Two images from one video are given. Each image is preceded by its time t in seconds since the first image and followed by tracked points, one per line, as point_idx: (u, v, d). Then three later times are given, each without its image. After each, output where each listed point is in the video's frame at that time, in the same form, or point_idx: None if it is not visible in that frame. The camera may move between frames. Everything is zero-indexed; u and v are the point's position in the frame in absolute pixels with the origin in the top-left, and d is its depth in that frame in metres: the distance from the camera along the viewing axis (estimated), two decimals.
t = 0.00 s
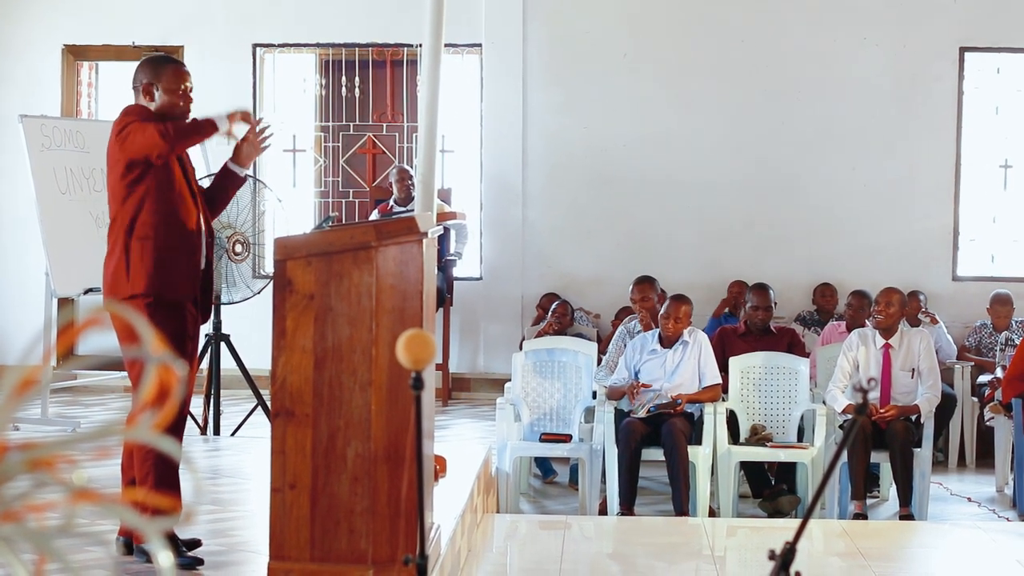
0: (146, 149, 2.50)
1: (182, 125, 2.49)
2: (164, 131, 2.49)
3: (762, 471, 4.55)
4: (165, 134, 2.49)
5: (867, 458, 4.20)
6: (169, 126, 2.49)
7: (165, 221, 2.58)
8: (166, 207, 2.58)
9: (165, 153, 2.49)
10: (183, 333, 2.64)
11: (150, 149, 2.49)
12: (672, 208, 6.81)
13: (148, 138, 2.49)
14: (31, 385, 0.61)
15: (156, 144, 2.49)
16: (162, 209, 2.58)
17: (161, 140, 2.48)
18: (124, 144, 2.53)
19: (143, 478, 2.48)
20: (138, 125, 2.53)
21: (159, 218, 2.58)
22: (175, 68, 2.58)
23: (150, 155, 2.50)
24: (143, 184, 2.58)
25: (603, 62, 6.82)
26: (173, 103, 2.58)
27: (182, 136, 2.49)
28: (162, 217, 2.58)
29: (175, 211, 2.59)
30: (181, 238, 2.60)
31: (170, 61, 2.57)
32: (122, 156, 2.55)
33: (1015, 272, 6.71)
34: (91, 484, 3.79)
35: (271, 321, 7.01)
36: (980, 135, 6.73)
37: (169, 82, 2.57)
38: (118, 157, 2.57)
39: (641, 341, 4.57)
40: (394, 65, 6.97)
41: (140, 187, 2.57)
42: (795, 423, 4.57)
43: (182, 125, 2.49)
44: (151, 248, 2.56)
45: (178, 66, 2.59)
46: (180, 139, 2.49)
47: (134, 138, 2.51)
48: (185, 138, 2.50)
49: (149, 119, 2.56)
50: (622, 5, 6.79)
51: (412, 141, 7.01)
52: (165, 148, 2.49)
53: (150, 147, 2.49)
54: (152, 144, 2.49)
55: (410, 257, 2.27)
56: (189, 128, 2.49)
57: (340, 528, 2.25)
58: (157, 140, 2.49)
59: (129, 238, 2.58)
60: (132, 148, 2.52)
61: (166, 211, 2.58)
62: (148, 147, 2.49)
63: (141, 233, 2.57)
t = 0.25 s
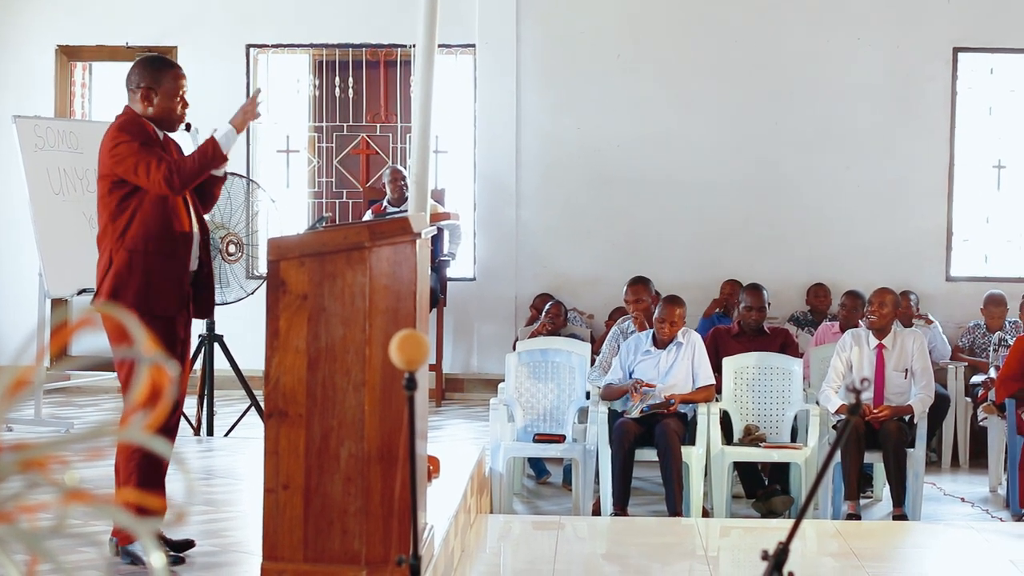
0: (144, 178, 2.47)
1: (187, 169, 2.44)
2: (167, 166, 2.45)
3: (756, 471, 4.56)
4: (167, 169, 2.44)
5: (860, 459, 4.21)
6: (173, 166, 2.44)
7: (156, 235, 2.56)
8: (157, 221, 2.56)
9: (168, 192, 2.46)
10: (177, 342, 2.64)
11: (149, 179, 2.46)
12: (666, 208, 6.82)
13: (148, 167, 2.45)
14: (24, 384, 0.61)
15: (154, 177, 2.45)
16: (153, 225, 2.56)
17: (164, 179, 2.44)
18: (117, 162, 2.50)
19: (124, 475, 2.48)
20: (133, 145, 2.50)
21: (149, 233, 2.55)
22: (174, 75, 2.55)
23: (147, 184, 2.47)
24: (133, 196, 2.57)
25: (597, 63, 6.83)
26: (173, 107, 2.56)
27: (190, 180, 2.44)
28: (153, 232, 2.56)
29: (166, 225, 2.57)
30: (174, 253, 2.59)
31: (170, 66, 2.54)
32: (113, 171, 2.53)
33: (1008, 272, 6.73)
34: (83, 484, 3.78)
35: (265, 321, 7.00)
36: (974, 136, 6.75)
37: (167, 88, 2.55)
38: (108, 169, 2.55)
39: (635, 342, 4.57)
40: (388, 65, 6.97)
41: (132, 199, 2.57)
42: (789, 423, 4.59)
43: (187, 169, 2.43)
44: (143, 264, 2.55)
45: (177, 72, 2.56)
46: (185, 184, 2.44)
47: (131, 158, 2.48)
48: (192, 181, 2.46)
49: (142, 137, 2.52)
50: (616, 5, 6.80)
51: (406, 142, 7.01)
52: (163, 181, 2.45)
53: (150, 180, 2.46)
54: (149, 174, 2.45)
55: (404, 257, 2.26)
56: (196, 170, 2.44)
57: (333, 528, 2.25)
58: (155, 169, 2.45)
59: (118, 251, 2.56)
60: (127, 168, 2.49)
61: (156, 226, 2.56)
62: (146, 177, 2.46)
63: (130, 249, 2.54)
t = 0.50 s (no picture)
0: (132, 193, 2.46)
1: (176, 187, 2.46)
2: (156, 184, 2.45)
3: (751, 472, 4.56)
4: (154, 188, 2.45)
5: (855, 460, 4.21)
6: (160, 184, 2.44)
7: (148, 244, 2.56)
8: (149, 229, 2.56)
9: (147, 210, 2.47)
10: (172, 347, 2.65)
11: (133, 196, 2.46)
12: (662, 210, 6.83)
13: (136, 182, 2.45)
14: (19, 385, 0.61)
15: (141, 196, 2.45)
16: (145, 234, 2.56)
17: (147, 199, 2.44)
18: (108, 172, 2.49)
19: (115, 475, 2.48)
20: (124, 156, 2.49)
21: (142, 242, 2.56)
22: (169, 78, 2.53)
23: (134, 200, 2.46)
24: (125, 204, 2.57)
25: (593, 64, 6.83)
26: (166, 110, 2.54)
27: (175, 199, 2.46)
28: (146, 242, 2.56)
29: (158, 233, 2.58)
30: (167, 263, 2.59)
31: (167, 69, 2.52)
32: (104, 180, 2.52)
33: (1003, 273, 6.74)
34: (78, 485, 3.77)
35: (260, 322, 6.99)
36: (969, 137, 6.77)
37: (162, 92, 2.53)
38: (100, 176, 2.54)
39: (631, 343, 4.57)
40: (383, 66, 6.98)
41: (124, 207, 2.57)
42: (784, 424, 4.59)
43: (173, 187, 2.45)
44: (136, 274, 2.55)
45: (174, 74, 2.54)
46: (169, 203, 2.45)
47: (122, 171, 2.48)
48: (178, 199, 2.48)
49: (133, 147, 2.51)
50: (612, 7, 6.80)
51: (401, 143, 7.01)
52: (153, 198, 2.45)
53: (136, 197, 2.46)
54: (137, 192, 2.45)
55: (400, 258, 2.26)
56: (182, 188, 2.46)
57: (329, 529, 2.25)
58: (144, 185, 2.45)
59: (110, 259, 2.57)
60: (117, 180, 2.48)
61: (148, 235, 2.56)
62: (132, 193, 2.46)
63: (123, 259, 2.55)
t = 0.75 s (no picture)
0: (133, 197, 2.46)
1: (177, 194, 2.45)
2: (157, 188, 2.45)
3: (752, 472, 4.56)
4: (155, 193, 2.44)
5: (856, 459, 4.21)
6: (160, 189, 2.44)
7: (150, 247, 2.56)
8: (150, 232, 2.56)
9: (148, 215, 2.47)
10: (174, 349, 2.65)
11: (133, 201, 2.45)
12: (662, 209, 6.83)
13: (136, 186, 2.45)
14: (20, 385, 0.61)
15: (141, 200, 2.45)
16: (146, 238, 2.56)
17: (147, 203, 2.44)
18: (109, 175, 2.49)
19: (116, 476, 2.47)
20: (125, 159, 2.49)
21: (143, 244, 2.56)
22: (169, 75, 2.53)
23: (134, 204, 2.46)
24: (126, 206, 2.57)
25: (593, 63, 6.83)
26: (166, 106, 2.55)
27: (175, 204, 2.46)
28: (147, 245, 2.56)
29: (159, 235, 2.57)
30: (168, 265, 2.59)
31: (165, 66, 2.52)
32: (105, 182, 2.52)
33: (1003, 273, 6.74)
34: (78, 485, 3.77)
35: (261, 322, 6.99)
36: (969, 137, 6.77)
37: (162, 90, 2.53)
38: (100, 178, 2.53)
39: (631, 342, 4.58)
40: (383, 66, 6.97)
41: (125, 209, 2.57)
42: (784, 424, 4.59)
43: (174, 193, 2.45)
44: (138, 277, 2.55)
45: (172, 72, 2.54)
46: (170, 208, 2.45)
47: (123, 174, 2.47)
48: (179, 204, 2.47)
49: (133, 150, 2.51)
50: (613, 6, 6.80)
51: (401, 142, 7.01)
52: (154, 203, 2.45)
53: (136, 200, 2.45)
54: (137, 196, 2.45)
55: (400, 258, 2.26)
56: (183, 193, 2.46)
57: (329, 529, 2.25)
58: (145, 188, 2.45)
59: (111, 262, 2.56)
60: (117, 183, 2.48)
61: (149, 237, 2.56)
62: (133, 196, 2.46)
63: (125, 262, 2.54)
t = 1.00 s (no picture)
0: (130, 206, 2.46)
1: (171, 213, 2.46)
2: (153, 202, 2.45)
3: (750, 473, 4.57)
4: (150, 206, 2.44)
5: (854, 460, 4.21)
6: (156, 204, 2.44)
7: (149, 253, 2.56)
8: (150, 238, 2.56)
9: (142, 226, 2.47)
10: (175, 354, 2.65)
11: (130, 210, 2.45)
12: (661, 210, 6.83)
13: (132, 197, 2.45)
14: (19, 386, 0.61)
15: (137, 211, 2.45)
16: (146, 245, 2.55)
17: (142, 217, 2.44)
18: (107, 182, 2.49)
19: (118, 479, 2.46)
20: (123, 167, 2.48)
21: (143, 250, 2.55)
22: (162, 72, 2.53)
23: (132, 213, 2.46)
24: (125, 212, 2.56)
25: (592, 64, 6.83)
26: (164, 104, 2.55)
27: (172, 220, 2.46)
28: (147, 250, 2.56)
29: (159, 241, 2.57)
30: (168, 270, 2.59)
31: (159, 63, 2.51)
32: (105, 189, 2.52)
33: (1002, 273, 6.75)
34: (77, 486, 3.77)
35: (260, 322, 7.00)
36: (968, 137, 6.77)
37: (157, 89, 2.52)
38: (100, 185, 2.53)
39: (629, 342, 4.58)
40: (382, 67, 6.97)
41: (124, 216, 2.56)
42: (783, 425, 4.59)
43: (171, 211, 2.45)
44: (138, 283, 2.54)
45: (165, 68, 2.53)
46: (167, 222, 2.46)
47: (121, 183, 2.47)
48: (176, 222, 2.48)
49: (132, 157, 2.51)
50: (612, 7, 6.81)
51: (400, 143, 7.01)
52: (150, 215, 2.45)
53: (131, 211, 2.45)
54: (134, 207, 2.45)
55: (398, 258, 2.26)
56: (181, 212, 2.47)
57: (328, 529, 2.25)
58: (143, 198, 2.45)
59: (112, 268, 2.56)
60: (116, 191, 2.47)
61: (149, 243, 2.56)
62: (130, 205, 2.45)
63: (126, 268, 2.54)
